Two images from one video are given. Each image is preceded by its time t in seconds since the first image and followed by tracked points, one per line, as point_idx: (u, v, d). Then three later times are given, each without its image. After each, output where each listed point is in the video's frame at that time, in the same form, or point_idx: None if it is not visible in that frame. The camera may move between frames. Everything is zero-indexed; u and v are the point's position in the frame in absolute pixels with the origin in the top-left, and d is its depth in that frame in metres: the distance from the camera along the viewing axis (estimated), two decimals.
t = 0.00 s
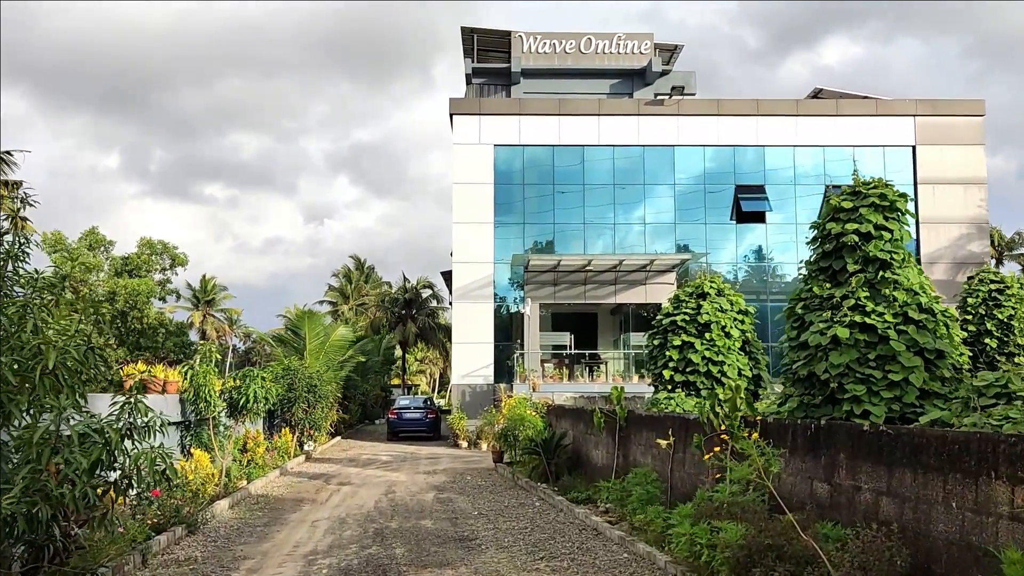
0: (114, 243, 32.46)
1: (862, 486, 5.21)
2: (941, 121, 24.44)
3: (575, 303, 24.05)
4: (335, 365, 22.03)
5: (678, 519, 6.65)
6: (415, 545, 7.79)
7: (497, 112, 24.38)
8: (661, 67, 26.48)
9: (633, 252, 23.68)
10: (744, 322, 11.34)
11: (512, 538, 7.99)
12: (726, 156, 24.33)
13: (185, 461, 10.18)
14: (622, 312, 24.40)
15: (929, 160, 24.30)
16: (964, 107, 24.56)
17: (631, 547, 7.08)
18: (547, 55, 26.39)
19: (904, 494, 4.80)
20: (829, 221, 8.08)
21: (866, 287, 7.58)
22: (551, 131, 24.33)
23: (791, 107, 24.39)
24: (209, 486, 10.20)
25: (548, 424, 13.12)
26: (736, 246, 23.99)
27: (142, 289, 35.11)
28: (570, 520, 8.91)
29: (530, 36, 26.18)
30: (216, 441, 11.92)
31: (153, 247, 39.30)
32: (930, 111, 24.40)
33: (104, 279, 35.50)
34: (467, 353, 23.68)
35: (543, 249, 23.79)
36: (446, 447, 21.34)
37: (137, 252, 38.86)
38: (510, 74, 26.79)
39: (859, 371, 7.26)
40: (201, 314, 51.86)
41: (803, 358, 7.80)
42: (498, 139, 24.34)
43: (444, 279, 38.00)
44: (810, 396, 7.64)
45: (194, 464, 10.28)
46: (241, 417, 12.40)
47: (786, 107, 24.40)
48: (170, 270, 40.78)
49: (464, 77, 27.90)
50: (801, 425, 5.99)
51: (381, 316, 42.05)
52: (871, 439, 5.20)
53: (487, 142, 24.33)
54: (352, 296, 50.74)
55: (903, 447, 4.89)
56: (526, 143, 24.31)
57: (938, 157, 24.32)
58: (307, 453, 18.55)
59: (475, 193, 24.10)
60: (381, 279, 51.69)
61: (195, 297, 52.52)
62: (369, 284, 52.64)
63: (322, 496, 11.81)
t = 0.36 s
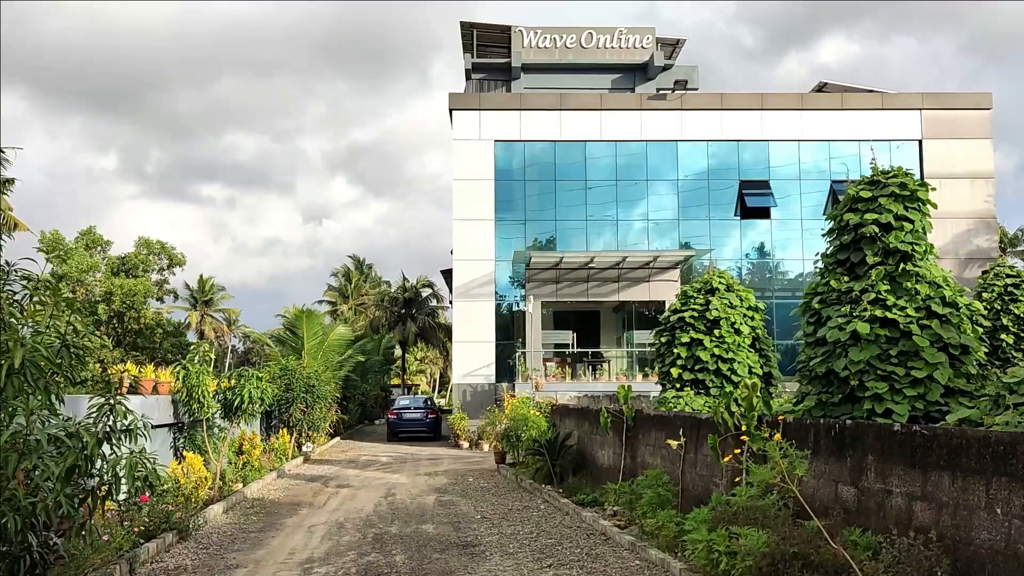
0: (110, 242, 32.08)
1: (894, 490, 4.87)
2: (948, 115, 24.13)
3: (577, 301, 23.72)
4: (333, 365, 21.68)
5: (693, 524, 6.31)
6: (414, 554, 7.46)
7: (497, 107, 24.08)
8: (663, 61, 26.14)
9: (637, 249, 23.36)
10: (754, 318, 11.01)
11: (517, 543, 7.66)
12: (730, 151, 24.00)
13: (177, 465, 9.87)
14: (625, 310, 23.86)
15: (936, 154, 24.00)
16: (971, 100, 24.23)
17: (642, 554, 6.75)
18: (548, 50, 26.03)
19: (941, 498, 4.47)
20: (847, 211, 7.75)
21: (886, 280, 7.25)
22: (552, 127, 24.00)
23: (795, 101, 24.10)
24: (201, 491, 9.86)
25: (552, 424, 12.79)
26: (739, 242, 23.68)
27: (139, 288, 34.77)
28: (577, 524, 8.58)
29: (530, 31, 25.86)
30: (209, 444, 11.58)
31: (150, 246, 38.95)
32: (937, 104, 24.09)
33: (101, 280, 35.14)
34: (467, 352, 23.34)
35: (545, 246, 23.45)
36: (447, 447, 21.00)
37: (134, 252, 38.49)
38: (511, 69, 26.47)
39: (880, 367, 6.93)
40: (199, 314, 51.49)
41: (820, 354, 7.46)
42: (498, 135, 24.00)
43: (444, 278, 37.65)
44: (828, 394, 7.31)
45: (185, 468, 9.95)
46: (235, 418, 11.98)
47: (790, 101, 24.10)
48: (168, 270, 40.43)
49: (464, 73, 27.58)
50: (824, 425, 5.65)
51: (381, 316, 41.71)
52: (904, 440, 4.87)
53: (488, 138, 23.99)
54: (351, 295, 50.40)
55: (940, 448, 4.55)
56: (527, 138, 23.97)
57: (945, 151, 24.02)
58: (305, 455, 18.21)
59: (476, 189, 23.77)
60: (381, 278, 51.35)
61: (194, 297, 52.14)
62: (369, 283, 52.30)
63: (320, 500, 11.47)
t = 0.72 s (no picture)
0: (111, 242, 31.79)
1: (935, 498, 4.53)
2: (959, 112, 23.79)
3: (582, 301, 23.36)
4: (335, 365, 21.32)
5: (711, 533, 5.96)
6: (419, 564, 7.13)
7: (501, 103, 23.73)
8: (670, 58, 25.80)
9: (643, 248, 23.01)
10: (768, 317, 10.64)
11: (525, 552, 7.30)
12: (738, 148, 23.64)
13: (173, 467, 9.53)
14: (630, 310, 23.52)
15: (947, 152, 23.65)
16: (983, 97, 23.88)
17: (659, 564, 6.40)
18: (553, 46, 25.68)
19: (990, 509, 4.13)
20: (870, 205, 7.41)
21: (913, 276, 6.91)
22: (558, 124, 23.67)
23: (804, 97, 23.71)
24: (198, 495, 9.51)
25: (558, 427, 12.43)
26: (746, 241, 23.33)
27: (141, 288, 34.46)
28: (587, 531, 8.23)
29: (535, 27, 25.53)
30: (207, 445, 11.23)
31: (152, 246, 38.63)
32: (948, 101, 23.75)
33: (101, 279, 34.81)
34: (470, 352, 22.99)
35: (550, 245, 23.11)
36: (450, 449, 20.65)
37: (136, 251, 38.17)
38: (515, 66, 26.14)
39: (908, 368, 6.59)
40: (201, 314, 51.18)
41: (843, 354, 7.10)
42: (503, 132, 23.67)
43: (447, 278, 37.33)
44: (851, 396, 6.97)
45: (182, 471, 9.59)
46: (234, 420, 11.54)
47: (799, 98, 23.72)
48: (170, 270, 40.11)
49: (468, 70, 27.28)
50: (855, 429, 5.30)
51: (383, 317, 41.39)
52: (946, 445, 4.51)
53: (492, 135, 23.66)
54: (354, 295, 50.13)
55: (988, 455, 4.20)
56: (532, 135, 23.64)
57: (956, 148, 23.67)
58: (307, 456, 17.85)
59: (480, 187, 23.43)
60: (383, 279, 51.06)
61: (196, 297, 51.84)
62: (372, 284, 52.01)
63: (321, 504, 11.13)
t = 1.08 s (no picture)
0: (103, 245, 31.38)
1: (975, 509, 4.22)
2: (962, 111, 23.54)
3: (582, 303, 23.06)
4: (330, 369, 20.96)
5: (728, 545, 5.64)
6: None
7: (499, 103, 23.42)
8: (669, 57, 25.53)
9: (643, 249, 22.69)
10: (777, 318, 10.31)
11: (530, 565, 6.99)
12: (739, 148, 23.36)
13: (160, 475, 9.20)
14: (631, 312, 23.18)
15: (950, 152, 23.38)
16: (986, 96, 23.63)
17: None
18: (551, 46, 25.39)
19: None
20: (888, 198, 7.09)
21: (935, 273, 6.59)
22: (556, 123, 23.37)
23: (806, 97, 23.43)
24: (187, 504, 9.16)
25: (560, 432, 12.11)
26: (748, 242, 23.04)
27: (134, 292, 34.06)
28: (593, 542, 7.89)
29: (533, 27, 25.24)
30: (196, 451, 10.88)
31: (145, 249, 38.21)
32: (951, 100, 23.50)
33: (94, 283, 34.39)
34: (468, 355, 22.66)
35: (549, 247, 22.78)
36: (447, 454, 20.30)
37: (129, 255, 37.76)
38: (512, 66, 25.84)
39: (930, 369, 6.26)
40: (195, 318, 50.76)
41: (861, 355, 6.78)
42: (501, 132, 23.37)
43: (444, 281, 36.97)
44: (871, 399, 6.64)
45: (169, 479, 9.25)
46: (224, 426, 11.15)
47: (801, 97, 23.44)
48: (164, 273, 39.70)
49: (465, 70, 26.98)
50: (883, 434, 4.99)
51: (380, 320, 41.02)
52: (986, 452, 4.20)
53: (489, 135, 23.35)
54: (350, 299, 49.78)
55: None
56: (530, 135, 23.34)
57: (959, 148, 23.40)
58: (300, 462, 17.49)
59: (477, 188, 23.11)
60: (379, 282, 50.69)
61: (190, 301, 51.43)
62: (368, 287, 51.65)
63: (314, 511, 10.78)
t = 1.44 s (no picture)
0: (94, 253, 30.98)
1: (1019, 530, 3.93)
2: (965, 120, 23.33)
3: (580, 312, 22.79)
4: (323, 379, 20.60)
5: (743, 565, 5.34)
6: None
7: (496, 110, 23.17)
8: (667, 65, 25.32)
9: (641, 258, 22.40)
10: (783, 326, 9.99)
11: None
12: (738, 156, 23.12)
13: (143, 488, 8.85)
14: (628, 323, 22.84)
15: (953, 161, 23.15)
16: (988, 105, 23.43)
17: None
18: (549, 53, 25.14)
19: None
20: (905, 200, 6.79)
21: (955, 277, 6.28)
22: (554, 130, 23.10)
23: (806, 105, 23.23)
24: (171, 519, 8.79)
25: (559, 443, 11.78)
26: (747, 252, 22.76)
27: (126, 300, 33.66)
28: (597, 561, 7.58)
29: (530, 34, 25.01)
30: (183, 463, 10.50)
31: (137, 257, 37.82)
32: (952, 109, 23.31)
33: (85, 291, 33.96)
34: (463, 365, 22.30)
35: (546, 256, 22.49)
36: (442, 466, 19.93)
37: (120, 263, 37.31)
38: (509, 73, 25.59)
39: (951, 379, 5.96)
40: (188, 327, 50.30)
41: (878, 364, 6.47)
42: (497, 139, 23.09)
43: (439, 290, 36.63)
44: (888, 410, 6.33)
45: (152, 492, 8.90)
46: (212, 437, 10.75)
47: (801, 106, 23.24)
48: (156, 282, 39.25)
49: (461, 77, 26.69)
50: (911, 447, 4.70)
51: (374, 330, 40.63)
52: None
53: (486, 142, 23.07)
54: (345, 309, 49.42)
55: None
56: (526, 142, 23.07)
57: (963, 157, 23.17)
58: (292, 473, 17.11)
59: (473, 195, 22.81)
60: (374, 292, 50.31)
61: (183, 310, 50.97)
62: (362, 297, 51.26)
63: (304, 525, 10.42)
